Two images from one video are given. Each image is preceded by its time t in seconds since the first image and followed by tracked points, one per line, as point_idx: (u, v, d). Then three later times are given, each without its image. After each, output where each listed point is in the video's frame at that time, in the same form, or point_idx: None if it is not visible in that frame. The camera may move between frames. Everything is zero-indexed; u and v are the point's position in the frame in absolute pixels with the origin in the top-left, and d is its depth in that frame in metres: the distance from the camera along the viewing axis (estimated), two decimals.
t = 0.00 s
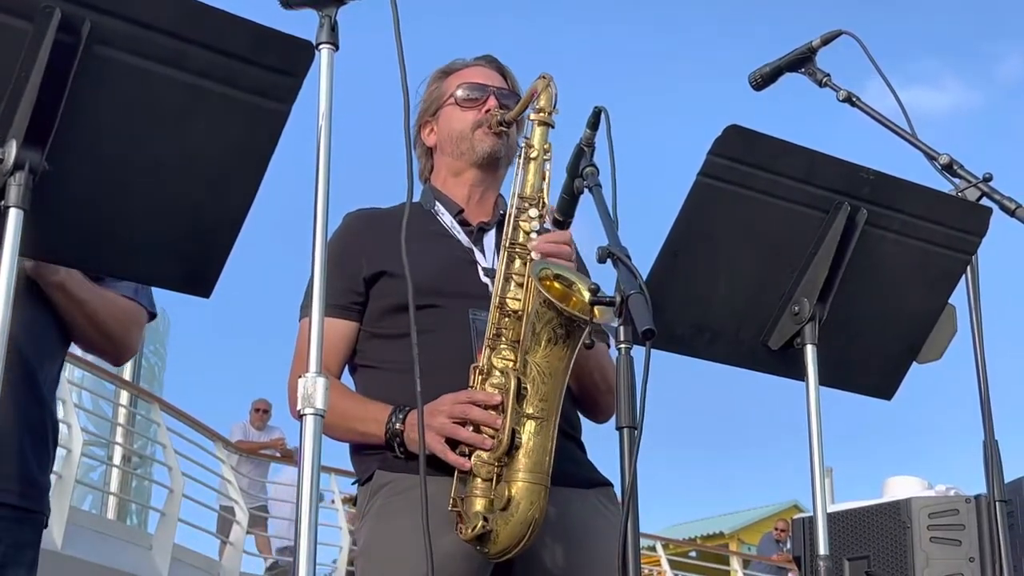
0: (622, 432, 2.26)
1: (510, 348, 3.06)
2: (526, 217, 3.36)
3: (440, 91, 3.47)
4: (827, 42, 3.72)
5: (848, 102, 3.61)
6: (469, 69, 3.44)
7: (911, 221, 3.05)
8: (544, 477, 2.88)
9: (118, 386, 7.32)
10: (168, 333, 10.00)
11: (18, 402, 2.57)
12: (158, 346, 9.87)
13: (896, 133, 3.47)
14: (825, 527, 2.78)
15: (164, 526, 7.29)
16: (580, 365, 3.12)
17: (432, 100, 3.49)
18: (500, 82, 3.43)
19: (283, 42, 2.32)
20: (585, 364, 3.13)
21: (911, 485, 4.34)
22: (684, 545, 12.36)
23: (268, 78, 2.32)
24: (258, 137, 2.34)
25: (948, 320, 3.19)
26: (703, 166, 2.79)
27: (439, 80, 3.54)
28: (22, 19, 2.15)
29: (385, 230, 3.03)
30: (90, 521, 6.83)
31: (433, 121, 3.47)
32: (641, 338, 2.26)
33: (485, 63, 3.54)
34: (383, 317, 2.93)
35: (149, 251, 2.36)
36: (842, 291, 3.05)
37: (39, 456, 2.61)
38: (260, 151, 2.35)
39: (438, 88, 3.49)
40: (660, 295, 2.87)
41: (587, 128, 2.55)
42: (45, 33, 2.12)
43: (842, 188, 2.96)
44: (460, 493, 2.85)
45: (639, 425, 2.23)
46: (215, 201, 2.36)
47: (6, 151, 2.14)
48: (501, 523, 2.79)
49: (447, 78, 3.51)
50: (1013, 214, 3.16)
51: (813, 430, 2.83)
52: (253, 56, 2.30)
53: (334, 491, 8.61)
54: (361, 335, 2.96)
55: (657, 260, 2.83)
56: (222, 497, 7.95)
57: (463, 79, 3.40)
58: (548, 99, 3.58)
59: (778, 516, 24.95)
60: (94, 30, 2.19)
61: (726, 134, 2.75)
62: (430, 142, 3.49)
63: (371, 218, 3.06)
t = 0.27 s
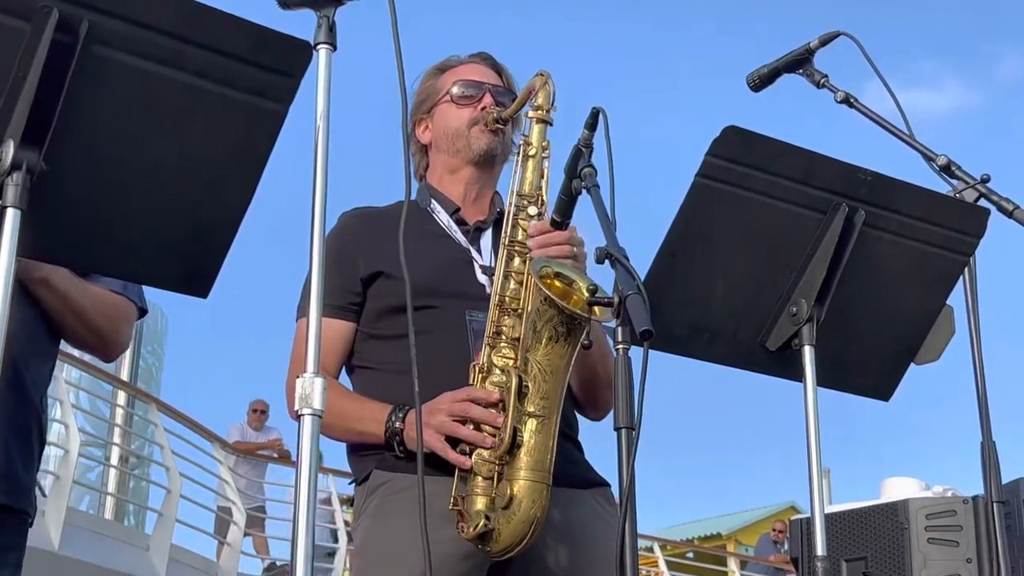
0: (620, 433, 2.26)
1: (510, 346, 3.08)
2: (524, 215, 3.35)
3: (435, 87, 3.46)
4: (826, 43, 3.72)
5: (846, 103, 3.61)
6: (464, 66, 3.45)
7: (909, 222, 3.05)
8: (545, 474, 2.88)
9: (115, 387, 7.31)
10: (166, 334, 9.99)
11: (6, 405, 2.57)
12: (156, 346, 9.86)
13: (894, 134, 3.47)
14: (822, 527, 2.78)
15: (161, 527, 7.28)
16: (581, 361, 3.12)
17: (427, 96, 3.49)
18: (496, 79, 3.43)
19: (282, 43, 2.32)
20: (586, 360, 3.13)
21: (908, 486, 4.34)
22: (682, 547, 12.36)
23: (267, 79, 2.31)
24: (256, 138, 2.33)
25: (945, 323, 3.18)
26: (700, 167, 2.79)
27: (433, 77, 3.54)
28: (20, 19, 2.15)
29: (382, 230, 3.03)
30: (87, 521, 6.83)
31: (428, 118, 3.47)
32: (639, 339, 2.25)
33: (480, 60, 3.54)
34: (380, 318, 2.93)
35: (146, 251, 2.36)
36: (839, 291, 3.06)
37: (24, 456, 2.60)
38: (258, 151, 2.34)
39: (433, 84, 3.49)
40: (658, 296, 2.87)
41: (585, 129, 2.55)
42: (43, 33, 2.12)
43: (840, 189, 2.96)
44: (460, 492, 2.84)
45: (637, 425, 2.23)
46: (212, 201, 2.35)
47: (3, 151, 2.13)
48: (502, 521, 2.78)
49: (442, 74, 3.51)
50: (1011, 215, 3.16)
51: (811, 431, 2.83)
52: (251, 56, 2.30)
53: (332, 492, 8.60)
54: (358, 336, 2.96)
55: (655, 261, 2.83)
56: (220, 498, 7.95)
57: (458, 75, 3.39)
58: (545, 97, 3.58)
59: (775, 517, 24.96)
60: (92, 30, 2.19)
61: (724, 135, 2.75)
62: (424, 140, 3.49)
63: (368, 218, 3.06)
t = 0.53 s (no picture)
0: (617, 434, 2.26)
1: (509, 347, 3.07)
2: (524, 215, 3.36)
3: (432, 84, 3.47)
4: (823, 45, 3.73)
5: (843, 104, 3.61)
6: (460, 64, 3.44)
7: (907, 224, 3.05)
8: (544, 476, 2.89)
9: (112, 387, 7.30)
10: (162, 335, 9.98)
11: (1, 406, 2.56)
12: (152, 347, 9.85)
13: (891, 135, 3.47)
14: (820, 529, 2.78)
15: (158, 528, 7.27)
16: (583, 361, 3.13)
17: (424, 93, 3.49)
18: (492, 77, 3.42)
19: (280, 43, 2.32)
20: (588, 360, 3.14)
21: (904, 488, 4.34)
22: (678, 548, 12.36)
23: (265, 79, 2.31)
24: (253, 138, 2.33)
25: (943, 322, 3.19)
26: (697, 168, 2.80)
27: (431, 74, 3.54)
28: (17, 19, 2.14)
29: (379, 230, 3.02)
30: (84, 522, 6.82)
31: (424, 115, 3.47)
32: (637, 340, 2.25)
33: (476, 57, 3.54)
34: (377, 319, 2.92)
35: (143, 251, 2.36)
36: (836, 292, 3.06)
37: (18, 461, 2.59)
38: (256, 151, 2.34)
39: (430, 81, 3.49)
40: (655, 297, 2.87)
41: (583, 130, 2.55)
42: (40, 33, 2.11)
43: (837, 190, 2.97)
44: (458, 492, 2.85)
45: (635, 427, 2.23)
46: (210, 201, 2.35)
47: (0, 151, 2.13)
48: (501, 522, 2.78)
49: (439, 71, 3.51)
50: (1008, 217, 3.16)
51: (809, 432, 2.83)
52: (248, 56, 2.30)
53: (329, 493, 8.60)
54: (355, 337, 2.96)
55: (652, 262, 2.84)
56: (217, 499, 7.94)
57: (456, 73, 3.40)
58: (546, 97, 3.59)
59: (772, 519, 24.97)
60: (89, 31, 2.18)
61: (721, 136, 2.76)
62: (421, 136, 3.49)
63: (364, 218, 3.06)
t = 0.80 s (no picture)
0: (613, 434, 2.26)
1: (508, 346, 3.09)
2: (522, 213, 3.35)
3: (429, 83, 3.47)
4: (820, 46, 3.73)
5: (840, 106, 3.61)
6: (458, 62, 3.44)
7: (903, 225, 3.06)
8: (544, 476, 2.88)
9: (108, 388, 7.29)
10: (158, 335, 9.98)
11: None
12: (149, 347, 9.84)
13: (887, 137, 3.48)
14: (816, 530, 2.78)
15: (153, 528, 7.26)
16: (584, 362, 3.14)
17: (421, 92, 3.49)
18: (490, 76, 3.42)
19: (277, 42, 2.31)
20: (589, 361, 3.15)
21: (900, 489, 4.35)
22: (674, 550, 12.36)
23: (261, 78, 2.31)
24: (250, 138, 2.33)
25: (938, 324, 3.21)
26: (694, 169, 2.79)
27: (428, 73, 3.54)
28: (13, 19, 2.14)
29: (375, 228, 3.02)
30: (80, 522, 6.81)
31: (421, 113, 3.47)
32: (633, 341, 2.26)
33: (474, 55, 3.54)
34: (375, 318, 2.92)
35: (140, 250, 2.36)
36: (833, 293, 3.06)
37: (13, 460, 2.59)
38: (253, 151, 2.34)
39: (427, 79, 3.49)
40: (652, 298, 2.87)
41: (579, 131, 2.55)
42: (37, 32, 2.11)
43: (833, 192, 2.97)
44: (456, 492, 2.85)
45: (631, 428, 2.23)
46: (206, 201, 2.35)
47: None
48: (500, 522, 2.78)
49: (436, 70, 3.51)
50: (1004, 218, 3.16)
51: (805, 433, 2.84)
52: (244, 56, 2.29)
53: (325, 494, 8.59)
54: (352, 336, 2.96)
55: (649, 263, 2.84)
56: (213, 499, 7.93)
57: (453, 72, 3.40)
58: (544, 96, 3.58)
59: (767, 521, 24.99)
60: (86, 30, 2.18)
61: (718, 137, 2.75)
62: (418, 135, 3.49)
63: (361, 217, 3.05)
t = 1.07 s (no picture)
0: (610, 436, 2.26)
1: (505, 348, 3.06)
2: (519, 217, 3.32)
3: (426, 83, 3.46)
4: (816, 48, 3.73)
5: (836, 108, 3.62)
6: (455, 63, 3.44)
7: (899, 227, 3.06)
8: (541, 478, 2.88)
9: (104, 388, 7.28)
10: (154, 336, 9.96)
11: None
12: (145, 348, 9.83)
13: (884, 139, 3.48)
14: (812, 531, 2.79)
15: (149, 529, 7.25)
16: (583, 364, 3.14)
17: (417, 92, 3.49)
18: (487, 77, 3.42)
19: (273, 43, 2.31)
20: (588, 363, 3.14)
21: (896, 491, 4.35)
22: (670, 551, 12.36)
23: (258, 79, 2.31)
24: (247, 138, 2.33)
25: (934, 328, 3.21)
26: (691, 171, 2.80)
27: (424, 72, 3.53)
28: (9, 19, 2.14)
29: (372, 229, 3.02)
30: (75, 523, 6.80)
31: (418, 113, 3.47)
32: (629, 342, 2.26)
33: (471, 56, 3.54)
34: (372, 319, 2.92)
35: (136, 250, 2.35)
36: (830, 294, 3.06)
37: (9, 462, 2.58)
38: (249, 152, 2.34)
39: (423, 79, 3.48)
40: (648, 300, 2.87)
41: (576, 132, 2.55)
42: (33, 32, 2.11)
43: (829, 194, 2.97)
44: (454, 494, 2.85)
45: (627, 429, 2.23)
46: (202, 202, 2.35)
47: None
48: (497, 525, 2.78)
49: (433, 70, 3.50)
50: (1000, 221, 3.17)
51: (801, 435, 2.84)
52: (241, 56, 2.29)
53: (321, 495, 8.59)
54: (350, 337, 2.95)
55: (646, 264, 2.84)
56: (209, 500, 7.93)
57: (451, 72, 3.39)
58: (539, 99, 3.61)
59: (763, 522, 25.01)
60: (82, 30, 2.18)
61: (714, 139, 2.76)
62: (415, 134, 3.49)
63: (358, 217, 3.05)
